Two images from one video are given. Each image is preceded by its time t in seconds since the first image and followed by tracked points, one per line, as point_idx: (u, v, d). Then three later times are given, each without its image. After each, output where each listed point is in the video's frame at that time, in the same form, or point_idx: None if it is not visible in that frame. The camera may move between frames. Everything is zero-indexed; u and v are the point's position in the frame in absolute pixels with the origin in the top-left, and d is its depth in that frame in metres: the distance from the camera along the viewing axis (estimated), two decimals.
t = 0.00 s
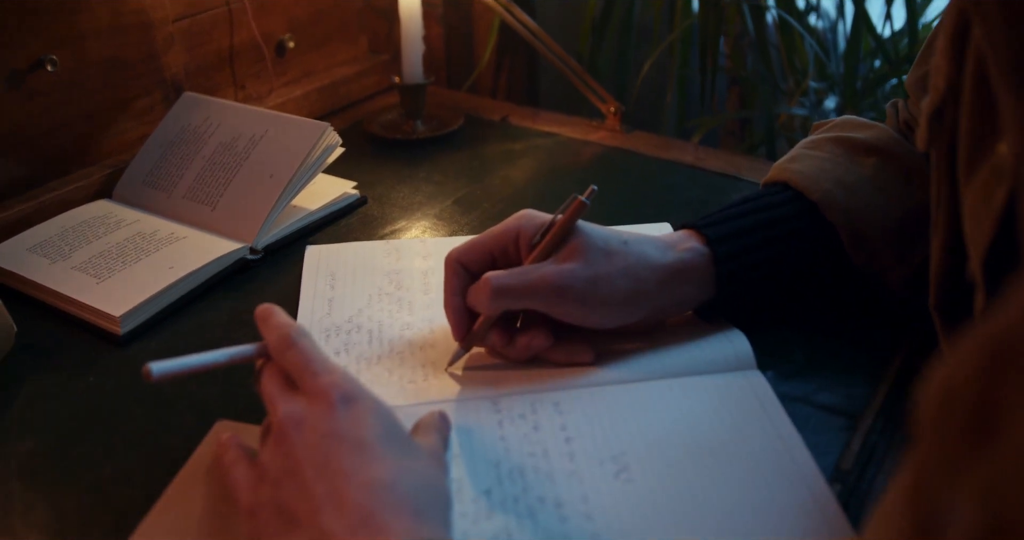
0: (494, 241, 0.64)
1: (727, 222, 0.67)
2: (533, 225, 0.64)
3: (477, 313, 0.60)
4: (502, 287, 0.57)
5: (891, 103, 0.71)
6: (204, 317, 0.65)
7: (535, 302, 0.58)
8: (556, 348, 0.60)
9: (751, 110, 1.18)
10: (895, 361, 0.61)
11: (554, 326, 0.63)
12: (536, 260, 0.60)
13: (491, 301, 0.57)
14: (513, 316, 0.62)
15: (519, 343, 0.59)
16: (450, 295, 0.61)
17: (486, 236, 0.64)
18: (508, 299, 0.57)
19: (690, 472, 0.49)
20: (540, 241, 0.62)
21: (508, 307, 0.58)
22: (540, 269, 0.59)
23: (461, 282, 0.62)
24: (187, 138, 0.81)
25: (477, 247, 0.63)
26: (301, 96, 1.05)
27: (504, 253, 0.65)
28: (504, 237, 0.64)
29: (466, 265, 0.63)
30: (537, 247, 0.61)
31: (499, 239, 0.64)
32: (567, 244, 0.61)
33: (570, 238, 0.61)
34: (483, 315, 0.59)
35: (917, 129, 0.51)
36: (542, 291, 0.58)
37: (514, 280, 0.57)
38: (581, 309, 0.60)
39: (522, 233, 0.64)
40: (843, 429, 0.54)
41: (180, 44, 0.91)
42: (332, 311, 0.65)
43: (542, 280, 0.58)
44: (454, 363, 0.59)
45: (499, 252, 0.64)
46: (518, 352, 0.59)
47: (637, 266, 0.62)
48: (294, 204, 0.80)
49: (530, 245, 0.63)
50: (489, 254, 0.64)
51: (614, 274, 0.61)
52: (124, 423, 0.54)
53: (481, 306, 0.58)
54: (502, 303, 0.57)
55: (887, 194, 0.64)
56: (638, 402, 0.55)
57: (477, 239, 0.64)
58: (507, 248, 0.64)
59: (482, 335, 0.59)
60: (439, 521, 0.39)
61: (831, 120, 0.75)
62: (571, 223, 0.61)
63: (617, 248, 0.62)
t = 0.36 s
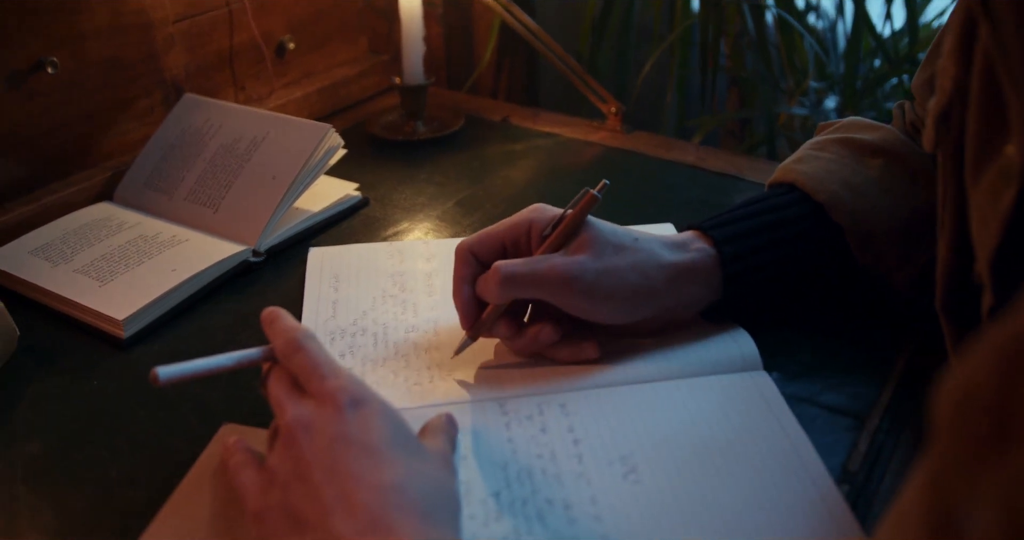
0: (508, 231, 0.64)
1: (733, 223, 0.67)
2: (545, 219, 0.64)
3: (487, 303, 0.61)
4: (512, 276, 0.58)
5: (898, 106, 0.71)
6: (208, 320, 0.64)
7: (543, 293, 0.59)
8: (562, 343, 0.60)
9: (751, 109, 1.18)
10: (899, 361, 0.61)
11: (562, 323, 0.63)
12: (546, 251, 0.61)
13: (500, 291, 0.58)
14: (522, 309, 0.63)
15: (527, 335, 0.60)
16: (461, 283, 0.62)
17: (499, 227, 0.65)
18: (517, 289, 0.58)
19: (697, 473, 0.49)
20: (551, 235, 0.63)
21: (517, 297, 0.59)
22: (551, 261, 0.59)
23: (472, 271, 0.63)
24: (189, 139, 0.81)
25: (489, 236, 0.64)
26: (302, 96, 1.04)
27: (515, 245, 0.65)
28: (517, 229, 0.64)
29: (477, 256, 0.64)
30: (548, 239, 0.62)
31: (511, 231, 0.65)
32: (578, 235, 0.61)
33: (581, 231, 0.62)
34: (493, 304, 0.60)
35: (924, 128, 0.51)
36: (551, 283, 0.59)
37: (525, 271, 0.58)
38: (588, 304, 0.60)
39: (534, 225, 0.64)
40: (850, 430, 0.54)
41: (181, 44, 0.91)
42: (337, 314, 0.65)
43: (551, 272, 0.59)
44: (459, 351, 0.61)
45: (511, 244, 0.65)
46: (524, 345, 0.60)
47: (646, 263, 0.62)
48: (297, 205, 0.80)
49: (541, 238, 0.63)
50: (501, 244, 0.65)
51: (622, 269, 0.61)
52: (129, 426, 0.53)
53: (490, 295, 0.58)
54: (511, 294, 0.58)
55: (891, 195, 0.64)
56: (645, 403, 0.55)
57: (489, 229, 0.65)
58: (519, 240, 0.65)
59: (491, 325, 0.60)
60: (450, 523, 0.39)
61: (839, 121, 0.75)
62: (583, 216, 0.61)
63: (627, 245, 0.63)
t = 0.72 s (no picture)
0: (510, 234, 0.64)
1: (737, 221, 0.67)
2: (548, 220, 0.64)
3: (491, 305, 0.61)
4: (515, 276, 0.58)
5: (900, 104, 0.71)
6: (212, 321, 0.64)
7: (548, 292, 0.59)
8: (567, 344, 0.60)
9: (752, 108, 1.18)
10: (906, 359, 0.61)
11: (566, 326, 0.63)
12: (550, 252, 0.61)
13: (505, 290, 0.58)
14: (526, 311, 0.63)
15: (531, 336, 0.59)
16: (465, 286, 0.62)
17: (502, 230, 0.65)
18: (522, 288, 0.58)
19: (707, 472, 0.49)
20: (554, 234, 0.63)
21: (522, 297, 0.59)
22: (555, 260, 0.59)
23: (476, 273, 0.63)
24: (191, 140, 0.80)
25: (492, 239, 0.64)
26: (303, 96, 1.04)
27: (518, 247, 0.65)
28: (520, 231, 0.64)
29: (481, 258, 0.63)
30: (552, 239, 0.62)
31: (514, 233, 0.65)
32: (581, 235, 0.62)
33: (583, 231, 0.62)
34: (497, 306, 0.60)
35: (928, 129, 0.50)
36: (556, 282, 0.59)
37: (529, 270, 0.58)
38: (593, 303, 0.60)
39: (537, 227, 0.64)
40: (858, 428, 0.54)
41: (182, 45, 0.90)
42: (342, 314, 0.64)
43: (556, 271, 0.59)
44: (465, 356, 0.60)
45: (514, 246, 0.65)
46: (530, 345, 0.60)
47: (650, 262, 0.62)
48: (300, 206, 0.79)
49: (544, 239, 0.64)
50: (504, 246, 0.65)
51: (626, 268, 0.61)
52: (136, 428, 0.53)
53: (495, 295, 0.58)
54: (515, 293, 0.58)
55: (896, 193, 0.64)
56: (653, 402, 0.55)
57: (492, 232, 0.65)
58: (522, 242, 0.65)
59: (496, 326, 0.60)
60: (462, 524, 0.39)
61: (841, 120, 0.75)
62: (585, 216, 0.62)
63: (630, 244, 0.63)
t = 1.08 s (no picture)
0: (511, 240, 0.64)
1: (741, 221, 0.67)
2: (550, 226, 0.64)
3: (494, 313, 0.60)
4: (518, 287, 0.57)
5: (901, 103, 0.71)
6: (216, 321, 0.64)
7: (551, 301, 0.59)
8: (570, 347, 0.60)
9: (752, 107, 1.18)
10: (911, 358, 0.61)
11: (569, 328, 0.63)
12: (553, 259, 0.61)
13: (508, 301, 0.58)
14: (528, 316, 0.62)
15: (534, 341, 0.59)
16: (467, 295, 0.62)
17: (503, 236, 0.64)
18: (525, 298, 0.58)
19: (714, 472, 0.49)
20: (557, 243, 0.62)
21: (525, 306, 0.59)
22: (558, 269, 0.59)
23: (477, 281, 0.63)
24: (192, 140, 0.80)
25: (494, 246, 0.64)
26: (304, 97, 1.04)
27: (519, 253, 0.65)
28: (522, 237, 0.64)
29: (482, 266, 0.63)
30: (553, 248, 0.62)
31: (515, 240, 0.64)
32: (584, 242, 0.61)
33: (586, 238, 0.61)
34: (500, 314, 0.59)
35: (934, 128, 0.50)
36: (559, 292, 0.59)
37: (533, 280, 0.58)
38: (596, 309, 0.60)
39: (538, 233, 0.64)
40: (863, 428, 0.54)
41: (182, 45, 0.90)
42: (345, 315, 0.64)
43: (559, 280, 0.58)
44: (468, 362, 0.59)
45: (516, 252, 0.65)
46: (531, 350, 0.59)
47: (653, 267, 0.62)
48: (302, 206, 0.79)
49: (545, 247, 0.63)
50: (505, 253, 0.64)
51: (629, 274, 0.61)
52: (140, 430, 0.53)
53: (499, 304, 0.58)
54: (519, 303, 0.58)
55: (900, 192, 0.64)
56: (659, 402, 0.55)
57: (493, 238, 0.65)
58: (523, 248, 0.64)
59: (498, 334, 0.59)
60: (472, 525, 0.39)
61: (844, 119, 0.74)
62: (588, 225, 0.61)
63: (633, 250, 0.62)
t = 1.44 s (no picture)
0: (519, 226, 0.64)
1: (747, 215, 0.67)
2: (559, 211, 0.64)
3: (502, 296, 0.61)
4: (524, 268, 0.58)
5: (908, 97, 0.71)
6: (220, 319, 0.64)
7: (557, 284, 0.59)
8: (577, 335, 0.60)
9: (755, 103, 1.18)
10: (916, 353, 0.61)
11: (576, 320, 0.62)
12: (560, 242, 0.61)
13: (515, 282, 0.58)
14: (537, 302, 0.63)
15: (541, 326, 0.60)
16: (476, 279, 0.62)
17: (512, 221, 0.65)
18: (531, 280, 0.58)
19: (722, 468, 0.49)
20: (564, 227, 0.62)
21: (532, 289, 0.59)
22: (565, 252, 0.59)
23: (486, 265, 0.63)
24: (195, 137, 0.80)
25: (503, 232, 0.64)
26: (305, 94, 1.03)
27: (528, 239, 0.65)
28: (531, 223, 0.64)
29: (491, 251, 0.64)
30: (561, 232, 0.62)
31: (523, 226, 0.64)
32: (591, 225, 0.61)
33: (592, 221, 0.62)
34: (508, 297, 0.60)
35: (944, 121, 0.50)
36: (565, 274, 0.59)
37: (539, 262, 0.58)
38: (602, 295, 0.60)
39: (547, 218, 0.64)
40: (870, 423, 0.54)
41: (183, 42, 0.90)
42: (349, 312, 0.64)
43: (565, 262, 0.59)
44: (476, 346, 0.60)
45: (525, 238, 0.65)
46: (539, 336, 0.60)
47: (659, 253, 0.62)
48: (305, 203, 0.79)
49: (553, 231, 0.63)
50: (514, 239, 0.65)
51: (636, 260, 0.61)
52: (145, 428, 0.53)
53: (505, 286, 0.59)
54: (525, 285, 0.58)
55: (906, 187, 0.64)
56: (667, 397, 0.54)
57: (503, 224, 0.65)
58: (532, 234, 0.65)
59: (506, 318, 0.60)
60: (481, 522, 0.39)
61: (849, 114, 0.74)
62: (595, 208, 0.61)
63: (639, 236, 0.62)
